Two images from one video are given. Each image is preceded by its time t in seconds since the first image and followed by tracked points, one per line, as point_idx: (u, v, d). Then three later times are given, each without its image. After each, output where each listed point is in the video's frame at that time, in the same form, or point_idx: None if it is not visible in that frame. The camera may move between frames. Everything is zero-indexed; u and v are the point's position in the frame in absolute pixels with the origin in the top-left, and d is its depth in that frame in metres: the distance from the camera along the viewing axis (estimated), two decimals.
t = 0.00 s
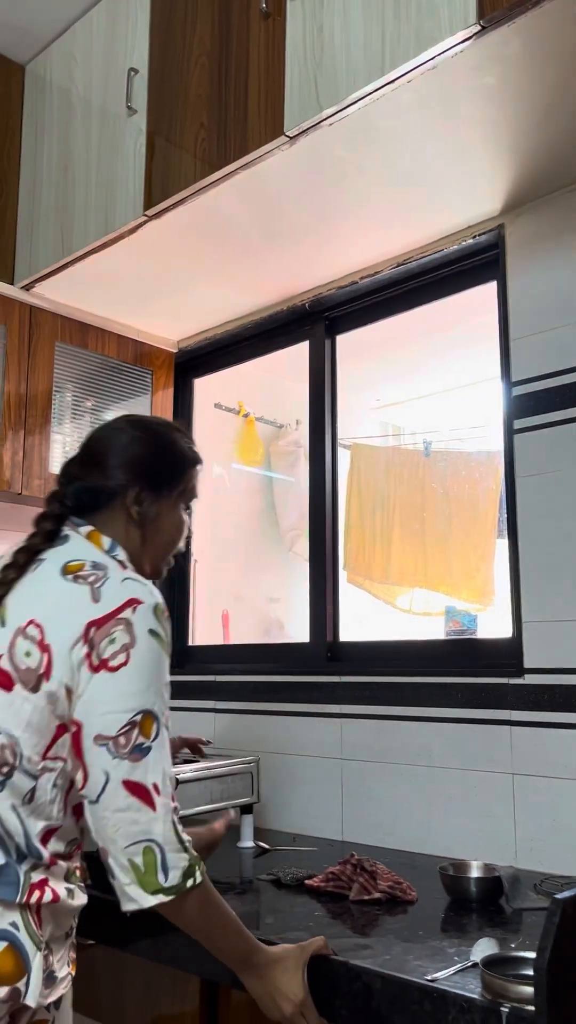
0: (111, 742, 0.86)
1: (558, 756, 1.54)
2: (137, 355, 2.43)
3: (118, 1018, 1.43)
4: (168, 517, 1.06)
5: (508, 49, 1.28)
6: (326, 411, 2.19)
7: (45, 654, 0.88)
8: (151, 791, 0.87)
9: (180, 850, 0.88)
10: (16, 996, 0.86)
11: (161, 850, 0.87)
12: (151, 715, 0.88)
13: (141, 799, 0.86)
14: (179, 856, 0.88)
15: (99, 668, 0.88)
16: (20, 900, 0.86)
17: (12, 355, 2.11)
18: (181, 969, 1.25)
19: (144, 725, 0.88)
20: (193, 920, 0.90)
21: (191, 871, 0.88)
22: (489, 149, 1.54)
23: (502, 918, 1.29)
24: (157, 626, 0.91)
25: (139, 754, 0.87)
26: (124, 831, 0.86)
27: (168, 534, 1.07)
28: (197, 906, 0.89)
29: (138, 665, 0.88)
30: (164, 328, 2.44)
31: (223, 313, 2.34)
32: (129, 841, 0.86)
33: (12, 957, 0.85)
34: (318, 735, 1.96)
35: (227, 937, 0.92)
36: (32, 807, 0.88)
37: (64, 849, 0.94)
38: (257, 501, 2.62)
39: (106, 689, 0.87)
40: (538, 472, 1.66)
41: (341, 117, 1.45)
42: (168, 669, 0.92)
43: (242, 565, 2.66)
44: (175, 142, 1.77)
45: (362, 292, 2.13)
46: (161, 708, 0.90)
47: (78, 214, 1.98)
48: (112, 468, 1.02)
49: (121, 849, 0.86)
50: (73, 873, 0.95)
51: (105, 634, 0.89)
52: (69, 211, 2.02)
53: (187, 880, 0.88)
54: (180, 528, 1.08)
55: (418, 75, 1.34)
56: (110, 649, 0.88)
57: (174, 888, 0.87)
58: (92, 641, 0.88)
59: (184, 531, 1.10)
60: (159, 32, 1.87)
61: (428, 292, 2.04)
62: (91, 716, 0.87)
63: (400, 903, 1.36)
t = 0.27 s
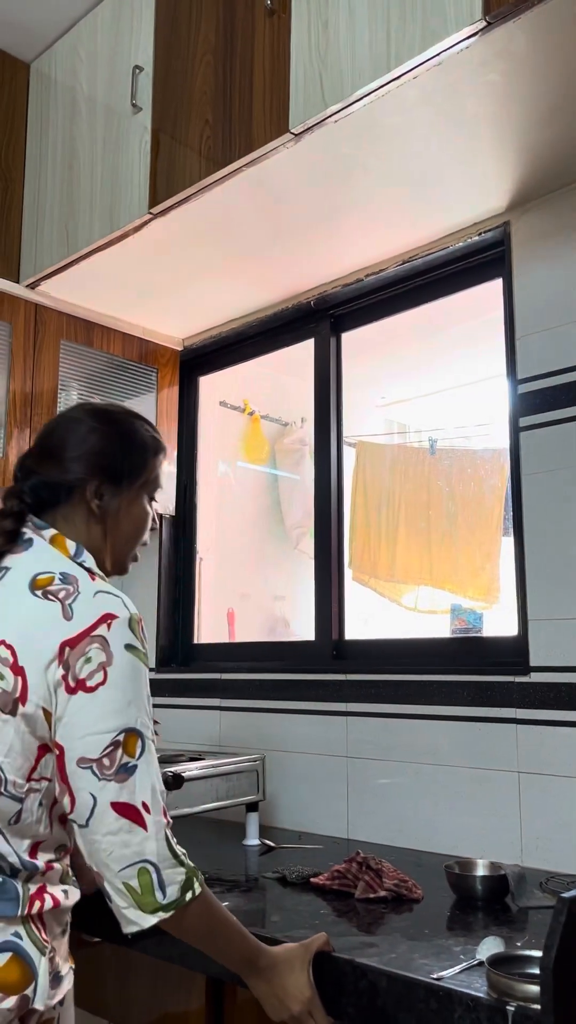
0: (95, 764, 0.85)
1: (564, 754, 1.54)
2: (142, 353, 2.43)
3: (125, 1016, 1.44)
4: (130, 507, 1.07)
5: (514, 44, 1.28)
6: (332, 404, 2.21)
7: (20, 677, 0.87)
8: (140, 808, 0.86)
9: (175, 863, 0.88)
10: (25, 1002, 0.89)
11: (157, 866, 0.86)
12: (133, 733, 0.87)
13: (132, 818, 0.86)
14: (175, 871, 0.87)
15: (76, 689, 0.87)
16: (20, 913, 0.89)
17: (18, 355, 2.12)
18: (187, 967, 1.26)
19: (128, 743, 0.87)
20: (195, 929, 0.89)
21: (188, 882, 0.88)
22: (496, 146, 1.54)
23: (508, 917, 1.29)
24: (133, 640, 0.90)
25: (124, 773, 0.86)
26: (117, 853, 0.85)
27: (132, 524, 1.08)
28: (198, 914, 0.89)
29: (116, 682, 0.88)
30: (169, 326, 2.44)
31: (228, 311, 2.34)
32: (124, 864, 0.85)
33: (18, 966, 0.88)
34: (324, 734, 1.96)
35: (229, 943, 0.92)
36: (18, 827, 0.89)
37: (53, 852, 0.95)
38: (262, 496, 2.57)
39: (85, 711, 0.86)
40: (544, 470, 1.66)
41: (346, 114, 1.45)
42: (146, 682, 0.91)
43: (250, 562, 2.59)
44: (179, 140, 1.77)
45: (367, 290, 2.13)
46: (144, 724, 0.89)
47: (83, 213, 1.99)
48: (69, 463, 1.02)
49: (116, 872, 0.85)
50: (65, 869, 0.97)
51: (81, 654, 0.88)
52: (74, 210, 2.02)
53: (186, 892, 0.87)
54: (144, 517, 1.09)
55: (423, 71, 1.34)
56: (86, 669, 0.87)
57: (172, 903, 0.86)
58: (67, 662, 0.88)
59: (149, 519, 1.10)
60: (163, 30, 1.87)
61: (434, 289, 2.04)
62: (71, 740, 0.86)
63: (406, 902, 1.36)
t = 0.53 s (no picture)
0: (113, 749, 0.86)
1: (571, 753, 1.54)
2: (148, 352, 2.43)
3: (132, 1013, 1.44)
4: (128, 490, 1.07)
5: (520, 42, 1.27)
6: (336, 397, 2.23)
7: (34, 663, 0.87)
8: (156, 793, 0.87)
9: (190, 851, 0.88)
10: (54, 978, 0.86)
11: (173, 852, 0.86)
12: (148, 718, 0.88)
13: (148, 802, 0.86)
14: (190, 857, 0.87)
15: (91, 675, 0.88)
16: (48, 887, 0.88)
17: (24, 355, 2.12)
18: (194, 964, 1.26)
19: (143, 728, 0.87)
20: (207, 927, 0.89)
21: (202, 871, 0.88)
22: (502, 144, 1.53)
23: (514, 916, 1.29)
24: (142, 626, 0.91)
25: (140, 757, 0.87)
26: (135, 838, 0.85)
27: (129, 509, 1.08)
28: (209, 910, 0.89)
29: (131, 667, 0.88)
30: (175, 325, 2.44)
31: (234, 309, 2.34)
32: (141, 849, 0.85)
33: (48, 939, 0.86)
34: (330, 732, 1.96)
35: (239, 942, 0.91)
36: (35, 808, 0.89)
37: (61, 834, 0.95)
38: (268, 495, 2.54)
39: (100, 697, 0.87)
40: (550, 469, 1.66)
41: (352, 113, 1.45)
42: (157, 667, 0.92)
43: (256, 559, 2.55)
44: (185, 139, 1.77)
45: (372, 288, 2.13)
46: (158, 708, 0.90)
47: (89, 212, 1.99)
48: (65, 448, 1.02)
49: (132, 858, 0.85)
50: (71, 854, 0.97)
51: (94, 640, 0.88)
52: (80, 209, 2.02)
53: (201, 881, 0.87)
54: (141, 500, 1.09)
55: (429, 69, 1.34)
56: (101, 655, 0.88)
57: (188, 890, 0.86)
58: (80, 649, 0.88)
59: (145, 503, 1.10)
60: (169, 28, 1.87)
61: (441, 288, 2.04)
62: (88, 725, 0.87)
63: (412, 901, 1.36)
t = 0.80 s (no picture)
0: (120, 736, 0.86)
1: None
2: (154, 349, 2.43)
3: (139, 1008, 1.45)
4: (129, 478, 1.06)
5: (527, 38, 1.27)
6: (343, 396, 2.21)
7: (35, 652, 0.87)
8: (164, 779, 0.87)
9: (199, 835, 0.88)
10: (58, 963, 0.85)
11: (181, 837, 0.87)
12: (154, 705, 0.89)
13: (156, 788, 0.87)
14: (199, 842, 0.88)
15: (95, 664, 0.88)
16: (55, 867, 0.88)
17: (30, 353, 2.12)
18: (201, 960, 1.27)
19: (149, 715, 0.88)
20: (212, 914, 0.89)
21: (210, 856, 0.88)
22: (508, 140, 1.53)
23: (521, 913, 1.29)
24: (144, 615, 0.92)
25: (147, 744, 0.87)
26: (144, 824, 0.86)
27: (132, 499, 1.07)
28: (214, 897, 0.89)
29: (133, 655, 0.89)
30: (180, 322, 2.44)
31: (240, 307, 2.34)
32: (150, 834, 0.86)
33: (54, 922, 0.85)
34: (336, 728, 1.96)
35: (248, 938, 0.91)
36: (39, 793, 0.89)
37: (63, 820, 0.95)
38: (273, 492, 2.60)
39: (105, 685, 0.87)
40: (557, 466, 1.65)
41: (358, 109, 1.45)
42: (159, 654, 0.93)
43: (262, 559, 2.60)
44: (191, 136, 1.77)
45: (379, 285, 2.13)
46: (162, 695, 0.90)
47: (95, 209, 1.99)
48: (67, 438, 1.02)
49: (143, 843, 0.86)
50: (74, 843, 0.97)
51: (97, 629, 0.89)
52: (86, 207, 2.02)
53: (210, 867, 0.88)
54: (143, 488, 1.08)
55: (435, 65, 1.33)
56: (104, 644, 0.88)
57: (198, 876, 0.87)
58: (83, 639, 0.88)
59: (149, 494, 1.09)
60: (175, 25, 1.87)
61: (447, 284, 2.03)
62: (94, 714, 0.87)
63: (418, 897, 1.36)
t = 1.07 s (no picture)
0: (51, 736, 0.78)
1: None
2: (160, 348, 2.44)
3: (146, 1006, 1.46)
4: (118, 482, 0.98)
5: (533, 35, 1.27)
6: (348, 396, 2.23)
7: None
8: (97, 784, 0.79)
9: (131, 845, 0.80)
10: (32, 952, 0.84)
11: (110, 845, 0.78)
12: (92, 707, 0.79)
13: (85, 793, 0.78)
14: (131, 853, 0.79)
15: (36, 660, 0.80)
16: (29, 857, 0.85)
17: (37, 353, 2.13)
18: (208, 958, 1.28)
19: (86, 717, 0.79)
20: (151, 936, 0.79)
21: (148, 866, 0.80)
22: (515, 137, 1.52)
23: (528, 912, 1.29)
24: (101, 616, 0.83)
25: (81, 749, 0.78)
26: (70, 828, 0.78)
27: (121, 501, 0.99)
28: (148, 913, 0.79)
29: (77, 652, 0.80)
30: (186, 322, 2.45)
31: (246, 305, 2.34)
32: (77, 838, 0.78)
33: (27, 912, 0.84)
34: (343, 727, 1.96)
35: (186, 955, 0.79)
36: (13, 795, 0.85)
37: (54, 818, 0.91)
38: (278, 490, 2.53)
39: (42, 682, 0.79)
40: (563, 464, 1.65)
41: (364, 108, 1.45)
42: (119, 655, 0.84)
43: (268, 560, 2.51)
44: (197, 135, 1.77)
45: (385, 283, 2.12)
46: (107, 696, 0.81)
47: (101, 209, 2.00)
48: (52, 437, 0.96)
49: (69, 849, 0.78)
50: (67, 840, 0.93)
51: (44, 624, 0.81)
52: (92, 207, 2.02)
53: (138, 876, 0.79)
54: (133, 495, 0.99)
55: (441, 64, 1.33)
56: (49, 639, 0.81)
57: (126, 889, 0.78)
58: (32, 636, 0.81)
59: (139, 496, 1.00)
60: (181, 24, 1.87)
61: (454, 283, 2.03)
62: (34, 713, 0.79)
63: (425, 896, 1.36)
